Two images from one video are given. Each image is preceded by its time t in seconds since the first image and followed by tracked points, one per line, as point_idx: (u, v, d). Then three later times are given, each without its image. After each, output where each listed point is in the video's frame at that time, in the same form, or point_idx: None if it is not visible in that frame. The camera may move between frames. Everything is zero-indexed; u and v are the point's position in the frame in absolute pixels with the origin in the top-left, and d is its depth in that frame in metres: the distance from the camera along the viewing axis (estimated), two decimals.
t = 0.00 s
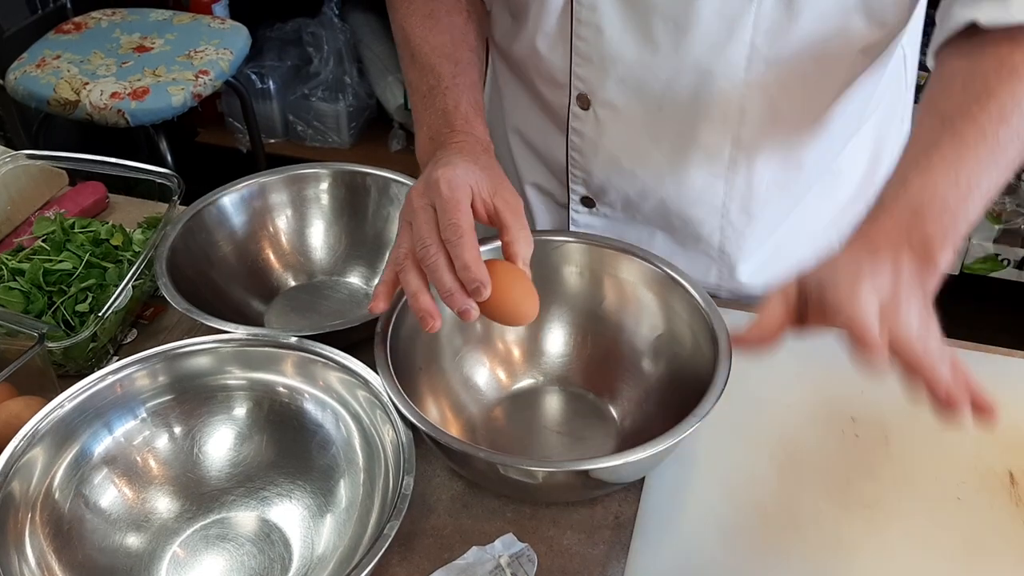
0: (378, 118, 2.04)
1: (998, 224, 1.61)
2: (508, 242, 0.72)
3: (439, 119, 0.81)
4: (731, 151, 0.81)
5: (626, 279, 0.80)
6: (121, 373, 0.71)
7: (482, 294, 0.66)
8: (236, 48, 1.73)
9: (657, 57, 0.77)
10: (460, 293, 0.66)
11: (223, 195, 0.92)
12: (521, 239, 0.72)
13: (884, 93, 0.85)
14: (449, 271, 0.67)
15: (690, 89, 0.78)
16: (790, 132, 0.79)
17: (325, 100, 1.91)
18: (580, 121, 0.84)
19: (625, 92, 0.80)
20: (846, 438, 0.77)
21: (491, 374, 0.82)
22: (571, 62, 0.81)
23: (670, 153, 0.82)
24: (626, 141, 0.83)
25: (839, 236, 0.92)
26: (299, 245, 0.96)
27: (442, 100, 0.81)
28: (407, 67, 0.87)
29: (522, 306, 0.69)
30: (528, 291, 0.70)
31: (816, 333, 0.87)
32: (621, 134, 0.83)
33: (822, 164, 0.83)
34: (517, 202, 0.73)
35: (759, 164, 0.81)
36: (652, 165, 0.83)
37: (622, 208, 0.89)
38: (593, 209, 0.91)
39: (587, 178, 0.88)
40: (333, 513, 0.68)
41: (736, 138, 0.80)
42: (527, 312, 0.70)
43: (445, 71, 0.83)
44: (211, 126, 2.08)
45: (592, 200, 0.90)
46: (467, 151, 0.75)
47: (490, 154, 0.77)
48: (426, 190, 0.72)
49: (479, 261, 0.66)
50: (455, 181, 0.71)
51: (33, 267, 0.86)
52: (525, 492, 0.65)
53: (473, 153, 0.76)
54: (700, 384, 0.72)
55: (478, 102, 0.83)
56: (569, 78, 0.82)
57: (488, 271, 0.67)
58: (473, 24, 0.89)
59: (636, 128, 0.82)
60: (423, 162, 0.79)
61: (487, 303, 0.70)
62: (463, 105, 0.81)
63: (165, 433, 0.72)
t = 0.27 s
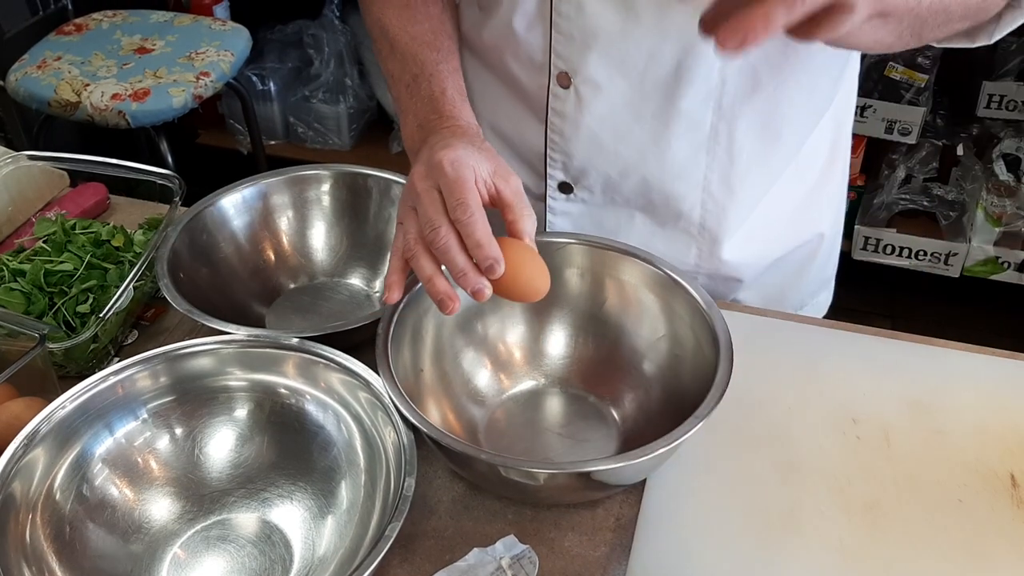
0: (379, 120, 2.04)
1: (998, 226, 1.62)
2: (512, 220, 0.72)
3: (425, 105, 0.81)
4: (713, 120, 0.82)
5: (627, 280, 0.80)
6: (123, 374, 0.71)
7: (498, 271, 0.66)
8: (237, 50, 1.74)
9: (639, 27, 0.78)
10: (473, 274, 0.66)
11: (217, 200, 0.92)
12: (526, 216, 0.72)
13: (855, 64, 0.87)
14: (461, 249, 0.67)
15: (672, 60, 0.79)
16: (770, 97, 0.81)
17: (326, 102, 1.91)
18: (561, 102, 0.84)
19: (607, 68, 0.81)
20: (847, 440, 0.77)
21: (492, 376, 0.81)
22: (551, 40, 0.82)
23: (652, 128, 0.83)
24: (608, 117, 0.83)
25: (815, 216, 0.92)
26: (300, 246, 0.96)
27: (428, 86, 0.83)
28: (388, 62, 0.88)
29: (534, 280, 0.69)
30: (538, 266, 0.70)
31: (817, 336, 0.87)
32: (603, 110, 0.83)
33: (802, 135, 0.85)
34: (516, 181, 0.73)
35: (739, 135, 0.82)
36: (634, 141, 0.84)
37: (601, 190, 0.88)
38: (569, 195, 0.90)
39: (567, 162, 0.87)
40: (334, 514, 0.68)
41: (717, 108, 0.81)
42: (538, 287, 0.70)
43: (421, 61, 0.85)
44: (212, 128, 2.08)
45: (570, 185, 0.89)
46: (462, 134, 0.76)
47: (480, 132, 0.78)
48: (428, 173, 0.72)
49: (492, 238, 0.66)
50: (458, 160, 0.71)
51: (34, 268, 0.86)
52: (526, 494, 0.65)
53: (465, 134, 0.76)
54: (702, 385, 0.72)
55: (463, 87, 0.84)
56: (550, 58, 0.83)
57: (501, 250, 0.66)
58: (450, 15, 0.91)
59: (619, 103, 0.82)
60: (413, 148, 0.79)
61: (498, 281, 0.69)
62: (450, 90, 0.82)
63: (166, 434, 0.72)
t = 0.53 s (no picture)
0: (379, 121, 2.04)
1: (998, 229, 1.62)
2: (512, 207, 0.72)
3: (421, 98, 0.81)
4: (698, 104, 0.82)
5: (628, 281, 0.80)
6: (124, 374, 0.71)
7: (501, 257, 0.66)
8: (238, 50, 1.74)
9: (624, 14, 0.79)
10: (477, 260, 0.66)
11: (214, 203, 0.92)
12: (526, 202, 0.72)
13: (833, 56, 0.89)
14: (463, 235, 0.67)
15: (658, 47, 0.80)
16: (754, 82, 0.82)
17: (327, 103, 1.91)
18: (549, 91, 0.84)
19: (593, 55, 0.81)
20: (846, 441, 0.77)
21: (492, 377, 0.82)
22: (538, 29, 0.82)
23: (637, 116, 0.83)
24: (594, 105, 0.83)
25: (800, 209, 0.93)
26: (301, 246, 0.96)
27: (423, 79, 0.83)
28: (382, 56, 0.87)
29: (536, 264, 0.69)
30: (539, 251, 0.70)
31: (818, 338, 0.87)
32: (589, 98, 0.83)
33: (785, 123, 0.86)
34: (515, 168, 0.73)
35: (720, 123, 0.83)
36: (621, 128, 0.84)
37: (589, 180, 0.88)
38: (558, 186, 0.90)
39: (555, 153, 0.87)
40: (335, 515, 0.68)
41: (703, 93, 0.82)
42: (540, 272, 0.70)
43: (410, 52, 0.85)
44: (212, 129, 2.07)
45: (558, 176, 0.89)
46: (459, 124, 0.76)
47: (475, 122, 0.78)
48: (428, 162, 0.72)
49: (495, 224, 0.67)
50: (459, 149, 0.71)
51: (35, 268, 0.86)
52: (527, 494, 0.65)
53: (460, 124, 0.76)
54: (702, 386, 0.72)
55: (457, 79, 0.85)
56: (536, 47, 0.83)
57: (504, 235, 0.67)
58: (441, 11, 0.91)
59: (606, 89, 0.83)
60: (411, 141, 0.78)
61: (500, 268, 0.69)
62: (444, 83, 0.82)
63: (167, 435, 0.72)
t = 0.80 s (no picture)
0: (379, 122, 2.04)
1: (998, 231, 1.61)
2: (505, 205, 0.72)
3: (416, 98, 0.81)
4: (691, 103, 0.82)
5: (627, 283, 0.80)
6: (121, 376, 0.71)
7: (493, 254, 0.66)
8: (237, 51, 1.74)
9: (618, 13, 0.79)
10: (469, 256, 0.66)
11: (213, 203, 0.91)
12: (519, 200, 0.72)
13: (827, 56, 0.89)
14: (455, 232, 0.67)
15: (650, 47, 0.80)
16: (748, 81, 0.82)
17: (326, 105, 1.91)
18: (542, 90, 0.84)
19: (586, 54, 0.81)
20: (845, 444, 0.77)
21: (490, 379, 0.81)
22: (531, 29, 0.82)
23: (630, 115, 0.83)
24: (587, 104, 0.83)
25: (794, 209, 0.93)
26: (300, 248, 0.96)
27: (418, 79, 0.82)
28: (378, 56, 0.88)
29: (529, 261, 0.69)
30: (532, 248, 0.70)
31: (818, 340, 0.87)
32: (582, 97, 0.83)
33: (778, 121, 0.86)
34: (508, 166, 0.73)
35: (714, 122, 0.83)
36: (614, 127, 0.84)
37: (582, 180, 0.88)
38: (552, 186, 0.89)
39: (548, 152, 0.87)
40: (333, 517, 0.67)
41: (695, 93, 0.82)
42: (532, 270, 0.70)
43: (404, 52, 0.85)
44: (211, 130, 2.07)
45: (552, 176, 0.89)
46: (453, 122, 0.76)
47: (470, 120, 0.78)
48: (421, 160, 0.72)
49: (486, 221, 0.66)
50: (451, 147, 0.71)
51: (33, 269, 0.86)
52: (526, 497, 0.65)
53: (453, 122, 0.76)
54: (701, 388, 0.72)
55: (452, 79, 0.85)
56: (530, 47, 0.83)
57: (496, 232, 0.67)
58: (436, 11, 0.90)
59: (598, 89, 0.82)
60: (406, 140, 0.78)
61: (493, 265, 0.69)
62: (438, 82, 0.82)
63: (164, 436, 0.71)
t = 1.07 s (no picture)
0: (378, 123, 2.04)
1: (998, 232, 1.61)
2: (497, 207, 0.71)
3: (410, 100, 0.81)
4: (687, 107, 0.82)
5: (626, 284, 0.80)
6: (119, 377, 0.71)
7: (479, 255, 0.66)
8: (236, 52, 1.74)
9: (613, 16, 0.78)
10: (456, 258, 0.66)
11: (216, 202, 0.92)
12: (509, 202, 0.71)
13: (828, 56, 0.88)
14: (441, 233, 0.67)
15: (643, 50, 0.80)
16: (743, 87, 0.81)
17: (325, 106, 1.91)
18: (538, 92, 0.84)
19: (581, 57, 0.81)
20: (844, 445, 0.77)
21: (489, 381, 0.81)
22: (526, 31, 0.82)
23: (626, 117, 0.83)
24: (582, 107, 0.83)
25: (794, 211, 0.92)
26: (299, 248, 0.96)
27: (412, 82, 0.82)
28: (372, 58, 0.88)
29: (519, 264, 0.69)
30: (521, 250, 0.70)
31: (817, 341, 0.87)
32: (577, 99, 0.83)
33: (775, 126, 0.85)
34: (500, 168, 0.73)
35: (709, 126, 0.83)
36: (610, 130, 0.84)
37: (578, 182, 0.88)
38: (549, 188, 0.90)
39: (545, 155, 0.87)
40: (330, 519, 0.67)
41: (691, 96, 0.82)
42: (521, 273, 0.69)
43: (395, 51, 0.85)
44: (211, 131, 2.07)
45: (549, 178, 0.89)
46: (446, 124, 0.76)
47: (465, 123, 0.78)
48: (410, 163, 0.72)
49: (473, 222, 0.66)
50: (440, 148, 0.72)
51: (30, 271, 0.86)
52: (525, 498, 0.65)
53: (448, 122, 0.76)
54: (700, 389, 0.71)
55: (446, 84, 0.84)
56: (524, 49, 0.83)
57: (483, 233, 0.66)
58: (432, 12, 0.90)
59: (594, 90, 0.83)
60: (399, 142, 0.79)
61: (482, 267, 0.69)
62: (433, 83, 0.82)
63: (162, 438, 0.71)
